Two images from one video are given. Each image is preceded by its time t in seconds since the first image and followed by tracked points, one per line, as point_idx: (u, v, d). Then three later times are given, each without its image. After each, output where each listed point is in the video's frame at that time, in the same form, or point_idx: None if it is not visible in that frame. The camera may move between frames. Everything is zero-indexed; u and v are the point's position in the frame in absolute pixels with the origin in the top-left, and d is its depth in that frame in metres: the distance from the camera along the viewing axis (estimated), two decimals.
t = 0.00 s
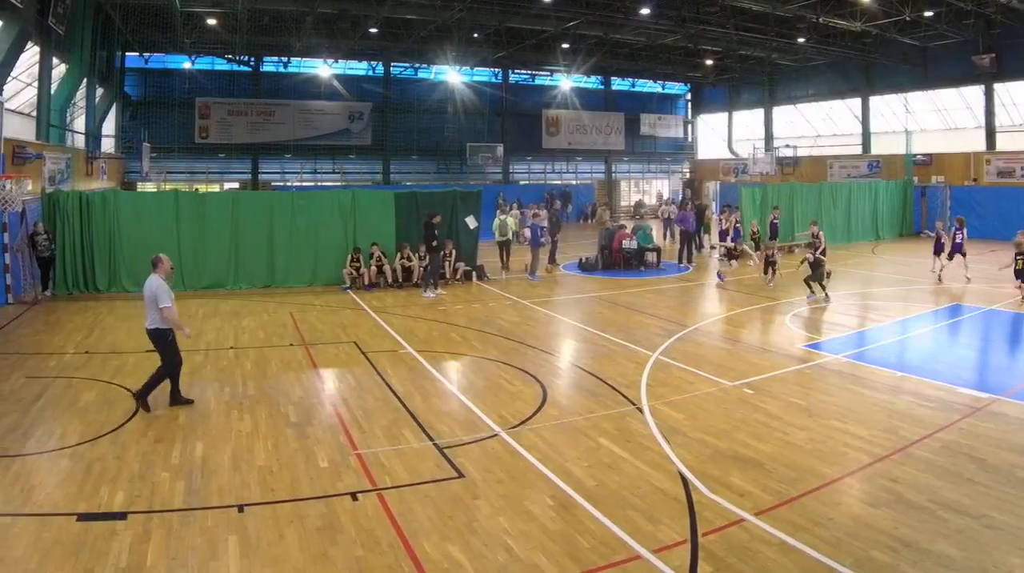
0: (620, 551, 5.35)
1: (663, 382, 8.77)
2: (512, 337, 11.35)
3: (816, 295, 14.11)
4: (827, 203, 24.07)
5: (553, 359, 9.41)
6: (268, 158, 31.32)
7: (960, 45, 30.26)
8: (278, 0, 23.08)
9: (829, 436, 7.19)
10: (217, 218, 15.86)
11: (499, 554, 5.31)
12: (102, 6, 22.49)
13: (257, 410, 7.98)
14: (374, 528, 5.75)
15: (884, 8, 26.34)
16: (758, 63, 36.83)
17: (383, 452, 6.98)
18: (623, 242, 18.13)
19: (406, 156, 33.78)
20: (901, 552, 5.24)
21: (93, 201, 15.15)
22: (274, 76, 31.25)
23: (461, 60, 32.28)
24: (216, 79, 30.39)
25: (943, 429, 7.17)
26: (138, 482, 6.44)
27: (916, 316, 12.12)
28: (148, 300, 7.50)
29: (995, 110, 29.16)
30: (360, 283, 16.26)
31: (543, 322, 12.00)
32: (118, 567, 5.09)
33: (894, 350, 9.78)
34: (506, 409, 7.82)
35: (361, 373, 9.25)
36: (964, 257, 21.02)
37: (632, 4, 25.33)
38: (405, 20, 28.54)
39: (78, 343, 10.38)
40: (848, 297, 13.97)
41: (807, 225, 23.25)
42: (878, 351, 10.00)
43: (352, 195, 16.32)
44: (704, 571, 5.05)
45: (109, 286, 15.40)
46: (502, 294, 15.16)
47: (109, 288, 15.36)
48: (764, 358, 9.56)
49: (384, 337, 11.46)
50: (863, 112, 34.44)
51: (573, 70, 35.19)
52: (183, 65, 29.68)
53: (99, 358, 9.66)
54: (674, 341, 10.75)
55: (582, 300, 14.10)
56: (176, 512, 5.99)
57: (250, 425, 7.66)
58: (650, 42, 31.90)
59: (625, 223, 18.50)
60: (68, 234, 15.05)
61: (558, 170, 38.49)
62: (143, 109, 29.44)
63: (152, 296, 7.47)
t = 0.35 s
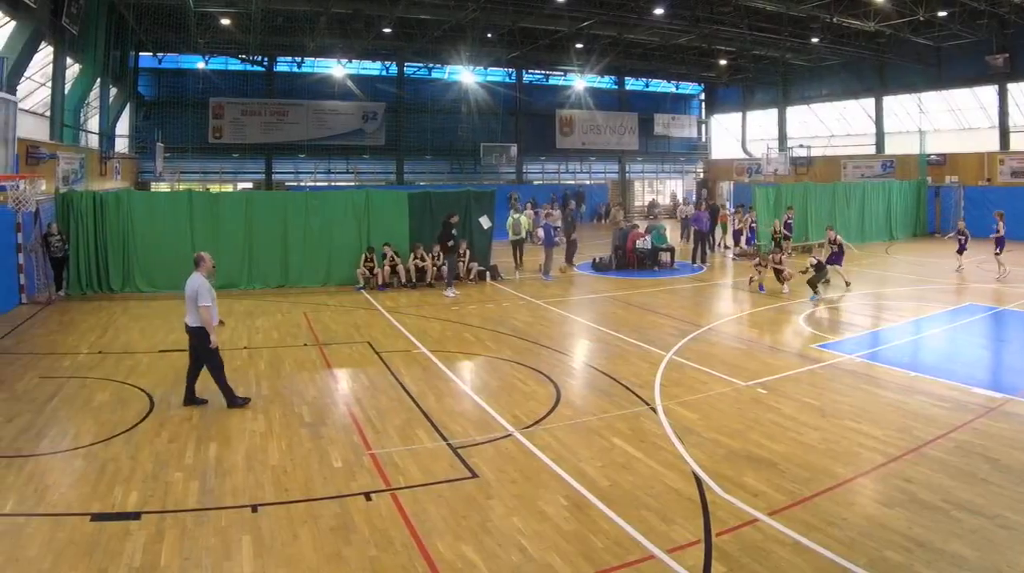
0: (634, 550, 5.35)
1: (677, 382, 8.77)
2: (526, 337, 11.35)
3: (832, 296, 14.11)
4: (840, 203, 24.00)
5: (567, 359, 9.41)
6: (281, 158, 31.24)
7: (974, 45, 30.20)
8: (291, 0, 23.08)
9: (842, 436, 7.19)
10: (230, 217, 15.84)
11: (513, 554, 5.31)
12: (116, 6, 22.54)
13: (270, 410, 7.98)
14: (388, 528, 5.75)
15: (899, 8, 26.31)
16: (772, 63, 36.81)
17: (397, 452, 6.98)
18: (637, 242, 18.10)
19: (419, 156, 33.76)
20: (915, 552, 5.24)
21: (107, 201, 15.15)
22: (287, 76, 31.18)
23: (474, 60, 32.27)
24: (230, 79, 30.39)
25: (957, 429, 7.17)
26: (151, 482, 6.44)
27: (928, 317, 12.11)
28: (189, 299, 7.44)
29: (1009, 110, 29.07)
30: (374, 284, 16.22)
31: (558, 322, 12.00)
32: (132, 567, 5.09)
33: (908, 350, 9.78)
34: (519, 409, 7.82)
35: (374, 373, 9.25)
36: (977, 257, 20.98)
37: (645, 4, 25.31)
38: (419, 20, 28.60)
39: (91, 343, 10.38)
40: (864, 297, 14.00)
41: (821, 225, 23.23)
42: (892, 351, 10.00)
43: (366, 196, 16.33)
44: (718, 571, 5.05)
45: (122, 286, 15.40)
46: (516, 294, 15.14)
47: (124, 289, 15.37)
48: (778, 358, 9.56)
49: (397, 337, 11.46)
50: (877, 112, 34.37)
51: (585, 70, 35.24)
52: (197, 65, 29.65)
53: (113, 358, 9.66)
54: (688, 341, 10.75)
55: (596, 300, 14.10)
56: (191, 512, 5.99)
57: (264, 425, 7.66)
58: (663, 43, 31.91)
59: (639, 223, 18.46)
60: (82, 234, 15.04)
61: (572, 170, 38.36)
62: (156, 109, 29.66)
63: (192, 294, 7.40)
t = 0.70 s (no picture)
0: (649, 550, 5.35)
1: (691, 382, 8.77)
2: (540, 337, 11.35)
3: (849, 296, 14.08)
4: (855, 203, 23.94)
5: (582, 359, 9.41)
6: (296, 157, 31.14)
7: (990, 45, 30.16)
8: None
9: (857, 435, 7.19)
10: (245, 217, 15.83)
11: (528, 554, 5.31)
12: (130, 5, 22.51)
13: (284, 410, 7.99)
14: (402, 528, 5.75)
15: (912, 8, 26.40)
16: (787, 63, 36.77)
17: (412, 452, 6.98)
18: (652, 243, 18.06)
19: (434, 156, 33.63)
20: (929, 551, 5.24)
21: (122, 201, 15.15)
22: (303, 76, 31.20)
23: (489, 61, 32.26)
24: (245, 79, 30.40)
25: (971, 429, 7.17)
26: (166, 482, 6.44)
27: (944, 316, 12.09)
28: (231, 298, 7.44)
29: None
30: (388, 284, 16.19)
31: (573, 322, 11.99)
32: (147, 568, 5.08)
33: (924, 349, 9.76)
34: (533, 409, 7.82)
35: (389, 373, 9.25)
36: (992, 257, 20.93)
37: (660, 4, 25.37)
38: (435, 19, 28.60)
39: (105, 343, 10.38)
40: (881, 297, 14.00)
41: (835, 225, 23.23)
42: (907, 351, 9.99)
43: (380, 196, 16.34)
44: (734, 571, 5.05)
45: (138, 286, 15.41)
46: (531, 294, 15.14)
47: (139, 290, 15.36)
48: (793, 358, 9.57)
49: (412, 337, 11.46)
50: (891, 112, 34.34)
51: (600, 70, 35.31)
52: (212, 65, 29.56)
53: (127, 358, 9.65)
54: (703, 341, 10.74)
55: (611, 300, 14.10)
56: (205, 512, 5.99)
57: (279, 424, 7.67)
58: (677, 42, 31.95)
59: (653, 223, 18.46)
60: (97, 234, 15.04)
61: (586, 170, 38.29)
62: (171, 110, 29.61)
63: (235, 295, 7.40)
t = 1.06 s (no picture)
0: (662, 550, 5.35)
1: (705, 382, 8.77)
2: (554, 337, 11.35)
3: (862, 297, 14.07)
4: (869, 204, 23.94)
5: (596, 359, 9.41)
6: (309, 158, 31.15)
7: (1004, 45, 30.13)
8: None
9: (871, 435, 7.19)
10: (259, 217, 15.83)
11: (542, 554, 5.30)
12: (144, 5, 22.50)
13: (297, 410, 7.99)
14: (416, 528, 5.75)
15: (927, 8, 26.39)
16: (800, 63, 36.75)
17: (425, 452, 6.98)
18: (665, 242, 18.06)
19: (448, 156, 33.54)
20: (943, 551, 5.24)
21: (136, 201, 15.15)
22: (316, 76, 31.18)
23: (502, 61, 32.21)
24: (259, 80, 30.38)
25: (985, 429, 7.16)
26: (180, 482, 6.44)
27: (958, 317, 12.09)
28: (263, 298, 7.48)
29: None
30: (402, 283, 16.19)
31: (586, 323, 11.99)
32: (161, 568, 5.08)
33: (937, 350, 9.76)
34: (547, 409, 7.81)
35: (403, 373, 9.25)
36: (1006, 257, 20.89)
37: (673, 4, 25.30)
38: (448, 19, 28.56)
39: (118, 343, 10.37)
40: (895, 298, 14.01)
41: (848, 225, 23.23)
42: (921, 351, 9.99)
43: (393, 197, 16.32)
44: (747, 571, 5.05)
45: (151, 286, 15.41)
46: (545, 294, 15.13)
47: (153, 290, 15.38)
48: (807, 358, 9.57)
49: (425, 337, 11.46)
50: (905, 112, 34.35)
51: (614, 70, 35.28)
52: (226, 65, 29.58)
53: (140, 358, 9.65)
54: (716, 341, 10.75)
55: (625, 300, 14.10)
56: (219, 512, 5.99)
57: (292, 425, 7.66)
58: (691, 42, 31.92)
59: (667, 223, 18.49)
60: (111, 234, 15.05)
61: (600, 170, 38.32)
62: (185, 110, 29.60)
63: (268, 294, 7.45)
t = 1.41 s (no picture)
0: (676, 550, 5.35)
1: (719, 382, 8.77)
2: (568, 337, 11.36)
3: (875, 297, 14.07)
4: (883, 203, 23.93)
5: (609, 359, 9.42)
6: (323, 157, 31.17)
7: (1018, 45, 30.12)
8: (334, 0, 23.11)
9: (885, 435, 7.19)
10: (272, 218, 15.83)
11: (555, 554, 5.30)
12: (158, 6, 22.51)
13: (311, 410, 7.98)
14: (430, 528, 5.75)
15: (940, 8, 26.38)
16: (813, 63, 36.71)
17: (439, 452, 6.98)
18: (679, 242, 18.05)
19: (461, 156, 33.59)
20: (957, 552, 5.24)
21: (149, 201, 15.15)
22: (329, 77, 31.04)
23: (516, 61, 32.22)
24: (272, 80, 30.30)
25: (999, 429, 7.16)
26: (193, 482, 6.44)
27: (971, 317, 12.09)
28: (290, 297, 7.45)
29: None
30: (415, 284, 16.17)
31: (600, 322, 11.99)
32: (175, 568, 5.08)
33: (951, 350, 9.76)
34: (560, 409, 7.82)
35: (416, 373, 9.25)
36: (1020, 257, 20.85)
37: (687, 4, 25.26)
38: (462, 19, 28.58)
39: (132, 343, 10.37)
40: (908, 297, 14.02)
41: (862, 225, 23.19)
42: (934, 351, 9.99)
43: (407, 197, 16.33)
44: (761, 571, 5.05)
45: (164, 286, 15.41)
46: (559, 294, 15.14)
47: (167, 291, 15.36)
48: (820, 357, 9.57)
49: (438, 337, 11.47)
50: (918, 112, 34.36)
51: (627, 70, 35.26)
52: (239, 65, 29.57)
53: (154, 358, 9.65)
54: (730, 341, 10.76)
55: (639, 300, 14.10)
56: (233, 512, 5.99)
57: (306, 425, 7.66)
58: (705, 42, 31.88)
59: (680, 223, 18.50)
60: (124, 234, 15.05)
61: (614, 170, 38.29)
62: (198, 109, 29.68)
63: (295, 293, 7.43)
